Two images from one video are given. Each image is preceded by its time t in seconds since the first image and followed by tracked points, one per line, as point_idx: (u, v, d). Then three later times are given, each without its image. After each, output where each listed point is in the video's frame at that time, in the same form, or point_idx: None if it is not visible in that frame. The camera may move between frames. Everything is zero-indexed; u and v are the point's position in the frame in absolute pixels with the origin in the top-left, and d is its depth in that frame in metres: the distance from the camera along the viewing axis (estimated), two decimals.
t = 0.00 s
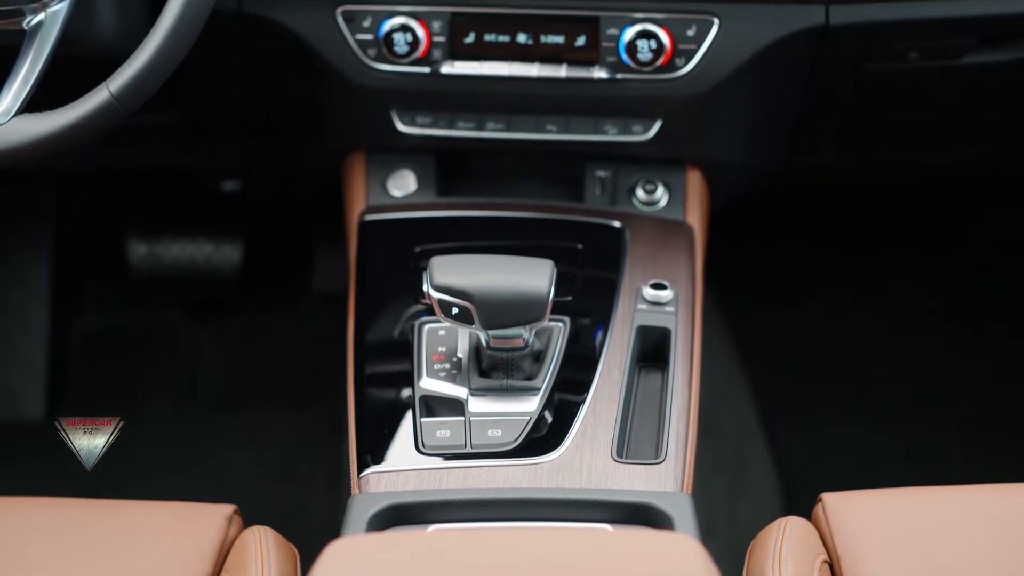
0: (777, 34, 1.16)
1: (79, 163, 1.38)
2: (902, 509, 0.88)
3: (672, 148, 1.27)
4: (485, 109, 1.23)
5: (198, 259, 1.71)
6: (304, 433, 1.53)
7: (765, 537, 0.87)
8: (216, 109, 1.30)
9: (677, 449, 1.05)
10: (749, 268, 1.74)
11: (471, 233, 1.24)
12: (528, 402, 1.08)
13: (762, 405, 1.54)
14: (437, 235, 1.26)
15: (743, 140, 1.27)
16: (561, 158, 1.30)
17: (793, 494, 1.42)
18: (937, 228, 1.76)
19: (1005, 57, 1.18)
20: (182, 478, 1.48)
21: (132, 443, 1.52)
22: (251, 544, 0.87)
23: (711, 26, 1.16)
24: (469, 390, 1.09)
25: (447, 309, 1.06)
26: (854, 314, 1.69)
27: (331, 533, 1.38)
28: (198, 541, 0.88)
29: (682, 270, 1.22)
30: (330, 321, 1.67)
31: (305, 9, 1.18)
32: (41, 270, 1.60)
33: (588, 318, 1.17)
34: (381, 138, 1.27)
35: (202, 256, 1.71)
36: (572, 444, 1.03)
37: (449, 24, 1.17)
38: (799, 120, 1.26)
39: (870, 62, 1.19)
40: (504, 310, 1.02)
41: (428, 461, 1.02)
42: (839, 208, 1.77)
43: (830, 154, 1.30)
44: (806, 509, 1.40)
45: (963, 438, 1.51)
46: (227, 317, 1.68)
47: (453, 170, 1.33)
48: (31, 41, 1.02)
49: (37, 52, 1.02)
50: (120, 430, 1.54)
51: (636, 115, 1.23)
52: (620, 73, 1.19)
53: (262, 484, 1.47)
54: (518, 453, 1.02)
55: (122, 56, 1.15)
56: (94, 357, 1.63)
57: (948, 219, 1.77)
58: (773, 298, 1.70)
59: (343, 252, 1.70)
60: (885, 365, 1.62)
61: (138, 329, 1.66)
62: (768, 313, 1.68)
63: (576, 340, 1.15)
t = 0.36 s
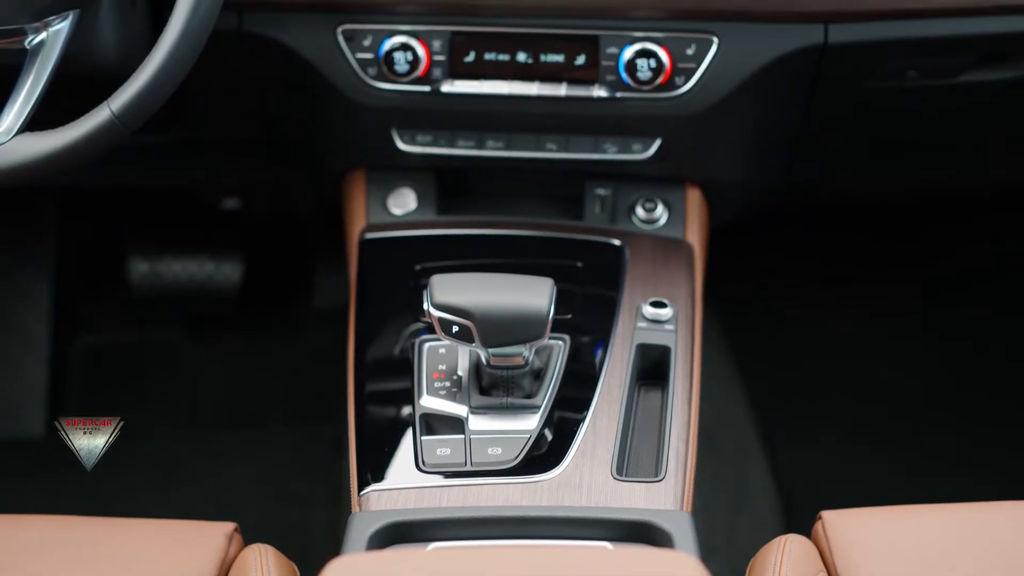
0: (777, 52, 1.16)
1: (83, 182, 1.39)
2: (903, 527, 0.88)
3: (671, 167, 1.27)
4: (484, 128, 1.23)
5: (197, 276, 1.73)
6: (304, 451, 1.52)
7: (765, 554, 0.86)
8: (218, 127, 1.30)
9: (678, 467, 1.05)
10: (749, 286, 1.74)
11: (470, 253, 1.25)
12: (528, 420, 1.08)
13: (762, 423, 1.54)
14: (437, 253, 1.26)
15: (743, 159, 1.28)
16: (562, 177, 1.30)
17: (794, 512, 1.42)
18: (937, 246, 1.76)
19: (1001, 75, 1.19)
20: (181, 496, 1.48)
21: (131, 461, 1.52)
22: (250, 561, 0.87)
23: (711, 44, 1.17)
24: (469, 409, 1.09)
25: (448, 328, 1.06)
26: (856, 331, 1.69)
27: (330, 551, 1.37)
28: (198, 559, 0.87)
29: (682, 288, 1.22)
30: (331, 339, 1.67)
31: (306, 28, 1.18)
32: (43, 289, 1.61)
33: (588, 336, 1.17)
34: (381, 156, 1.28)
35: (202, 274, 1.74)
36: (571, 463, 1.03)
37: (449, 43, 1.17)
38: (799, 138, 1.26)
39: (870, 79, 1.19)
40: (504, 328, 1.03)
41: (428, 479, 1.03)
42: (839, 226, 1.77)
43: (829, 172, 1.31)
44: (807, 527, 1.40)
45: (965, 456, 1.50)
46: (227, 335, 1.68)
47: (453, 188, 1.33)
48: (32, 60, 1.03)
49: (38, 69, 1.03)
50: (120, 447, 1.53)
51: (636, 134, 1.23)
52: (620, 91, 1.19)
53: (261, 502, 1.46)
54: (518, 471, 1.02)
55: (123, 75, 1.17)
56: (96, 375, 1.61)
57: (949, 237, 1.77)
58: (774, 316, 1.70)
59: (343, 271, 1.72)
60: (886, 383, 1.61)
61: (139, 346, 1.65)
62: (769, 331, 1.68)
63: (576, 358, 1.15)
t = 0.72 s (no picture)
0: (776, 72, 1.17)
1: (85, 202, 1.39)
2: (903, 547, 0.87)
3: (671, 188, 1.27)
4: (485, 148, 1.24)
5: (199, 295, 1.69)
6: (304, 470, 1.52)
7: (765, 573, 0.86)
8: (220, 146, 1.30)
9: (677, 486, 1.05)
10: (750, 305, 1.74)
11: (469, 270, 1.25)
12: (528, 439, 1.07)
13: (763, 442, 1.54)
14: (438, 272, 1.26)
15: (742, 178, 1.28)
16: (562, 197, 1.31)
17: (795, 532, 1.41)
18: (937, 265, 1.77)
19: (998, 95, 1.19)
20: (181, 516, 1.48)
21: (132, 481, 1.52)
22: None
23: (710, 65, 1.17)
24: (469, 428, 1.08)
25: (448, 347, 1.06)
26: (856, 350, 1.68)
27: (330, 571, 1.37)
28: None
29: (681, 307, 1.22)
30: (331, 358, 1.67)
31: (307, 49, 1.19)
32: (43, 308, 1.61)
33: (588, 355, 1.17)
34: (382, 176, 1.28)
35: (202, 293, 1.69)
36: (571, 482, 1.03)
37: (449, 63, 1.18)
38: (799, 158, 1.27)
39: (868, 100, 1.19)
40: (504, 348, 1.03)
41: (428, 498, 1.02)
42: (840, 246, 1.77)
43: (829, 191, 1.31)
44: (808, 547, 1.39)
45: (966, 475, 1.50)
46: (228, 354, 1.67)
47: (453, 208, 1.34)
48: (35, 80, 1.06)
49: (40, 89, 1.05)
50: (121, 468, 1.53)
51: (636, 154, 1.24)
52: (619, 112, 1.19)
53: (261, 521, 1.46)
54: (519, 492, 1.02)
55: (125, 96, 1.18)
56: (96, 393, 1.61)
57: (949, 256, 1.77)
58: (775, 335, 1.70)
59: (343, 289, 1.72)
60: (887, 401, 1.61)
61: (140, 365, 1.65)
62: (770, 350, 1.68)
63: (576, 378, 1.15)
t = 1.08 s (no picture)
0: (775, 98, 1.17)
1: (87, 228, 1.40)
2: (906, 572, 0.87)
3: (671, 212, 1.27)
4: (485, 174, 1.24)
5: (200, 319, 1.66)
6: (305, 494, 1.51)
7: None
8: (223, 171, 1.31)
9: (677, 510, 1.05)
10: (751, 329, 1.74)
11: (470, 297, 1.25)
12: (528, 464, 1.07)
13: (766, 466, 1.53)
14: (438, 297, 1.26)
15: (742, 203, 1.28)
16: (561, 222, 1.31)
17: (799, 556, 1.40)
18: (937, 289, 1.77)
19: (997, 120, 1.20)
20: (181, 539, 1.47)
21: (132, 505, 1.51)
22: None
23: (708, 91, 1.17)
24: (469, 453, 1.09)
25: (448, 373, 1.06)
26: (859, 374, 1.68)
27: None
28: None
29: (681, 332, 1.22)
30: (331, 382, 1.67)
31: (308, 75, 1.19)
32: (45, 332, 1.61)
33: (588, 380, 1.17)
34: (382, 201, 1.29)
35: (204, 317, 1.67)
36: (571, 507, 1.03)
37: (450, 89, 1.19)
38: (798, 182, 1.27)
39: (867, 125, 1.20)
40: (504, 374, 1.03)
41: (428, 523, 1.02)
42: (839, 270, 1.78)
43: (828, 216, 1.32)
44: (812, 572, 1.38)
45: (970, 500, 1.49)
46: (228, 378, 1.67)
47: (453, 234, 1.34)
48: (37, 105, 1.06)
49: (42, 113, 1.06)
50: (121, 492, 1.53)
51: (635, 179, 1.24)
52: (618, 137, 1.20)
53: (261, 545, 1.45)
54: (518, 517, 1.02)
55: (129, 122, 1.19)
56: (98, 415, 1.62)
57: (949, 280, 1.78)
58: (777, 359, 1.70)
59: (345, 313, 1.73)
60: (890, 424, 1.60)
61: (140, 389, 1.65)
62: (772, 374, 1.67)
63: (576, 403, 1.15)
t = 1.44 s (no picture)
0: (774, 122, 1.18)
1: (89, 251, 1.40)
2: None
3: (671, 236, 1.27)
4: (485, 198, 1.25)
5: (201, 342, 1.68)
6: (304, 517, 1.50)
7: None
8: (225, 195, 1.31)
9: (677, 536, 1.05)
10: (752, 352, 1.74)
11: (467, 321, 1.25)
12: (528, 488, 1.08)
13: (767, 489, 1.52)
14: (438, 321, 1.26)
15: (741, 226, 1.28)
16: (561, 246, 1.31)
17: None
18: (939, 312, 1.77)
19: (994, 144, 1.20)
20: (180, 562, 1.46)
21: (132, 528, 1.51)
22: None
23: (708, 115, 1.18)
24: (469, 477, 1.09)
25: (448, 397, 1.07)
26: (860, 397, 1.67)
27: None
28: None
29: (681, 356, 1.22)
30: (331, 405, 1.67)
31: (309, 99, 1.20)
32: (47, 355, 1.63)
33: (587, 404, 1.18)
34: (382, 225, 1.29)
35: (205, 341, 1.69)
36: (571, 531, 1.03)
37: (450, 114, 1.19)
38: (797, 206, 1.27)
39: (865, 149, 1.20)
40: (504, 398, 1.04)
41: (428, 547, 1.03)
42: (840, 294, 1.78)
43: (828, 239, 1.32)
44: None
45: (974, 523, 1.48)
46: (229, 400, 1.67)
47: (453, 257, 1.34)
48: (38, 131, 1.07)
49: (42, 138, 1.07)
50: (120, 514, 1.52)
51: (635, 204, 1.24)
52: (618, 161, 1.20)
53: (261, 569, 1.44)
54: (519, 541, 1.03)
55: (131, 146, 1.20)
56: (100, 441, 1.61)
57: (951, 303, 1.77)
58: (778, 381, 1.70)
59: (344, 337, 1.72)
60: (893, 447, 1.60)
61: (141, 412, 1.65)
62: (773, 397, 1.67)
63: (576, 426, 1.15)
